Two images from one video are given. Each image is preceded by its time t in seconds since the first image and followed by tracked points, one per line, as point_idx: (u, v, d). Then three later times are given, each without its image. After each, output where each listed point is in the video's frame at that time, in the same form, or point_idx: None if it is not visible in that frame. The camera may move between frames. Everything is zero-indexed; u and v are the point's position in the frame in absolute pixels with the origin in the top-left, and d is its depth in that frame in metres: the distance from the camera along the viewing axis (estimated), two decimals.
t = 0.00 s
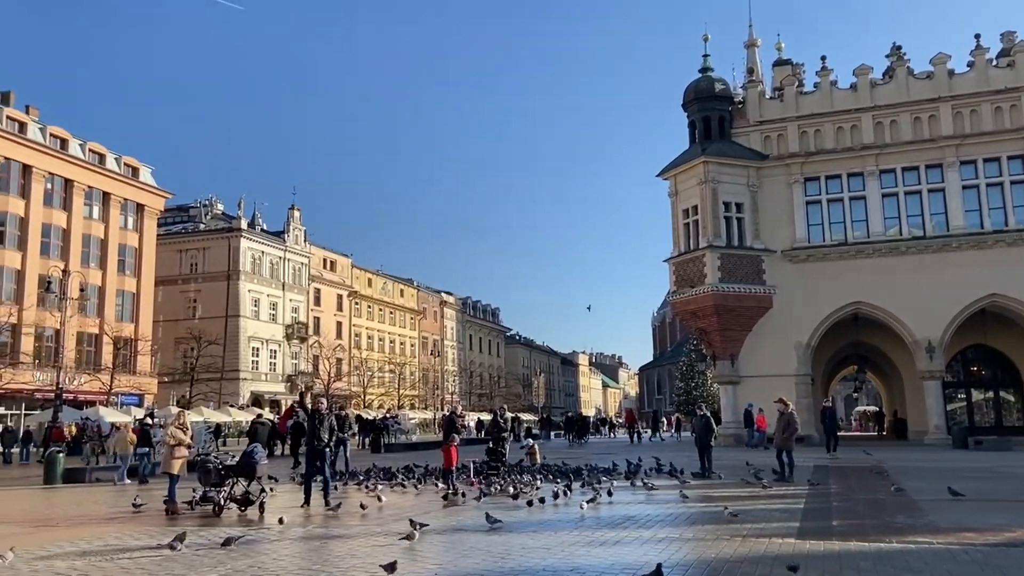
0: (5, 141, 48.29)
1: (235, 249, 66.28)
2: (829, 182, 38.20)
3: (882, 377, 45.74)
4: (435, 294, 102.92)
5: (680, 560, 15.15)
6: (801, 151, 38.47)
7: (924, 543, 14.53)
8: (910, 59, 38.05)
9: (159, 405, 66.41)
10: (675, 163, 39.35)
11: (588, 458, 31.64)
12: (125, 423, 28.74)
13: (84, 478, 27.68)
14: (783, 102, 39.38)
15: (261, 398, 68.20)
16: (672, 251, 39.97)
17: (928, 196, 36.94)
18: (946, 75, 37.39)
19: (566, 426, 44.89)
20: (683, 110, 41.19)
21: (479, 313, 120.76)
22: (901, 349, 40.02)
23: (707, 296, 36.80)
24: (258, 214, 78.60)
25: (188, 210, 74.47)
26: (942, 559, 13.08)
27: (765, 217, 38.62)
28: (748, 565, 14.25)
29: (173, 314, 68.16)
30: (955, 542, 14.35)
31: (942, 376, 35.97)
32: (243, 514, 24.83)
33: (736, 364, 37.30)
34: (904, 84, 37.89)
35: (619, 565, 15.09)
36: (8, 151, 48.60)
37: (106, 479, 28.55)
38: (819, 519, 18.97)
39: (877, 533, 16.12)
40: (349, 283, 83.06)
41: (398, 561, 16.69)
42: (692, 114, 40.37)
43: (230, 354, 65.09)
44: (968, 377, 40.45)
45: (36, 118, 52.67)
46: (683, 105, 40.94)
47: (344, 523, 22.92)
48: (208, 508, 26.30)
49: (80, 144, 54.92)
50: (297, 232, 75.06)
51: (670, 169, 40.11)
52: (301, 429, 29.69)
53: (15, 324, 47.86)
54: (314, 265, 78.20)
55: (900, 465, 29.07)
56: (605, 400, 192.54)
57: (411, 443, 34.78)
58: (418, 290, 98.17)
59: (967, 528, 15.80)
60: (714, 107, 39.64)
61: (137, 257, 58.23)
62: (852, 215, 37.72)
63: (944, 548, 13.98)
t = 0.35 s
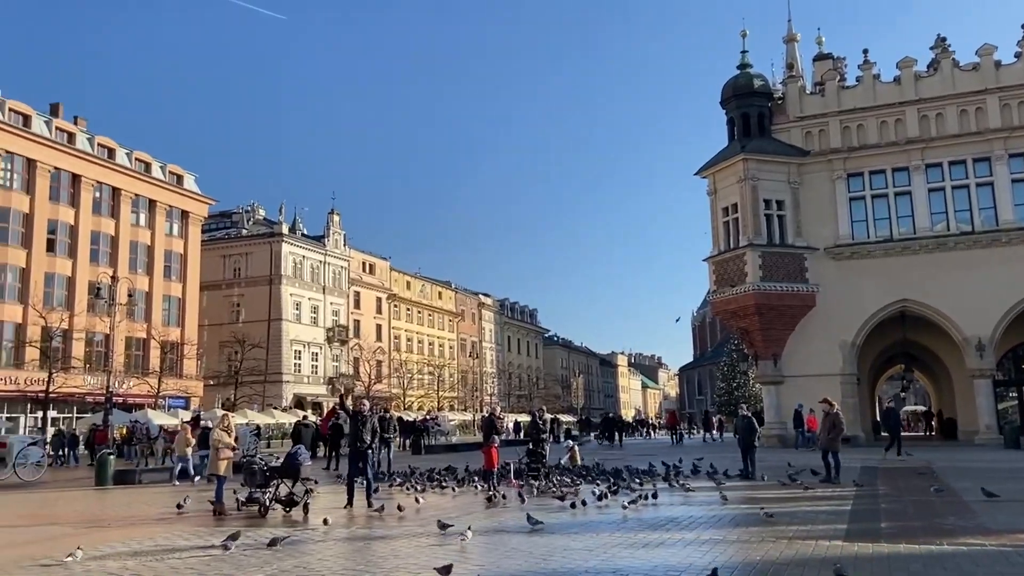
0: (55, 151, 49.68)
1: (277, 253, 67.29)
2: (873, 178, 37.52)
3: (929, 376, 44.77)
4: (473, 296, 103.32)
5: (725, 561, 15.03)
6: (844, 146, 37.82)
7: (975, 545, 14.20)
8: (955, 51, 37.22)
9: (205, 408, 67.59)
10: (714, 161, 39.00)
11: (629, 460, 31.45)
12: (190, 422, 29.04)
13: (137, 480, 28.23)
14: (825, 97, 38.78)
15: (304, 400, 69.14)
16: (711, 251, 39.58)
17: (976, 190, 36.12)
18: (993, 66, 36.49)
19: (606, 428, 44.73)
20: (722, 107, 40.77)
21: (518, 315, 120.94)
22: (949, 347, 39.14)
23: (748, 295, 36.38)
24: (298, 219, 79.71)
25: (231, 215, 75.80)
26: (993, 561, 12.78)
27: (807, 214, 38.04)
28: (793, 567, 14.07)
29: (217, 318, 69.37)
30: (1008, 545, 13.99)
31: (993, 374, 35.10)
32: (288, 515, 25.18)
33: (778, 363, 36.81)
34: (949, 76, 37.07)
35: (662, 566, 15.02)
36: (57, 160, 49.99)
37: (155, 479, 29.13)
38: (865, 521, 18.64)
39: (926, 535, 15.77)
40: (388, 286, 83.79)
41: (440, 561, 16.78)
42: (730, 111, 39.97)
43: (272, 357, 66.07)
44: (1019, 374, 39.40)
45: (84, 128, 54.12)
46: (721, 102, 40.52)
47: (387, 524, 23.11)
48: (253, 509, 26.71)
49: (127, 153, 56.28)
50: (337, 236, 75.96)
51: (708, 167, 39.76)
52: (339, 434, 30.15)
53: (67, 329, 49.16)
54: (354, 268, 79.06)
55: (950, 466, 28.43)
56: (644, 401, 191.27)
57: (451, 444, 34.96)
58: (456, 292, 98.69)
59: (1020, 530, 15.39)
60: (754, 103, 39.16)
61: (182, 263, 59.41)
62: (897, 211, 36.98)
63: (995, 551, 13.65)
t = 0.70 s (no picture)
0: (103, 159, 50.99)
1: (318, 256, 68.17)
2: (919, 172, 36.71)
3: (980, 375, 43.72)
4: (511, 296, 103.55)
5: (770, 563, 14.83)
6: (889, 140, 37.09)
7: None
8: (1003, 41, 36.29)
9: (250, 409, 68.38)
10: (754, 158, 38.53)
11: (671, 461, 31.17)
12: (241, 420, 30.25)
13: (185, 479, 28.71)
14: (868, 90, 38.09)
15: (345, 401, 69.89)
16: (753, 248, 39.10)
17: None
18: None
19: (646, 428, 44.38)
20: (762, 103, 40.26)
21: (556, 315, 120.88)
22: (1000, 345, 38.19)
23: (791, 294, 35.86)
24: (338, 222, 80.64)
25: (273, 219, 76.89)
26: None
27: (852, 210, 37.35)
28: (840, 570, 13.81)
29: (260, 321, 70.34)
30: None
31: None
32: (331, 514, 25.45)
33: (823, 363, 36.20)
34: (997, 68, 36.17)
35: (706, 567, 14.87)
36: (105, 168, 51.29)
37: (202, 479, 29.65)
38: (916, 523, 18.24)
39: (980, 536, 15.37)
40: (427, 288, 84.41)
41: (482, 561, 16.80)
42: (771, 107, 39.45)
43: (315, 359, 66.87)
44: None
45: (131, 136, 55.46)
46: (762, 97, 40.01)
47: (430, 524, 23.21)
48: (298, 508, 27.07)
49: (172, 159, 57.53)
50: (376, 238, 76.72)
51: (749, 164, 39.29)
52: (373, 435, 30.26)
53: (117, 332, 50.35)
54: (393, 270, 79.76)
55: (1001, 466, 27.66)
56: (685, 401, 189.79)
57: (490, 444, 35.06)
58: (495, 293, 98.98)
59: None
60: (795, 98, 38.61)
61: (226, 267, 60.52)
62: (945, 206, 36.15)
63: None
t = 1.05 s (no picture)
0: (158, 165, 52.36)
1: (364, 258, 68.98)
2: (976, 165, 35.64)
3: None
4: (556, 296, 103.46)
5: (824, 565, 14.53)
6: (944, 132, 36.10)
7: None
8: None
9: (300, 408, 69.48)
10: (804, 153, 37.87)
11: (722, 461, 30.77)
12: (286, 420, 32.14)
13: (238, 478, 29.32)
14: (922, 82, 37.15)
15: (393, 401, 70.58)
16: (803, 245, 38.43)
17: None
18: None
19: (695, 428, 43.93)
20: (812, 97, 39.53)
21: (602, 314, 120.43)
22: None
23: (844, 291, 35.17)
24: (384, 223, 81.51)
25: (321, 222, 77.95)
26: None
27: (906, 205, 36.44)
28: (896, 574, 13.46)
29: (309, 322, 71.39)
30: None
31: None
32: (381, 513, 25.70)
33: (877, 362, 35.41)
34: None
35: (757, 569, 14.62)
36: (159, 174, 52.66)
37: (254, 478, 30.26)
38: (977, 525, 17.68)
39: None
40: (472, 288, 84.82)
41: (530, 561, 16.79)
42: (820, 101, 38.74)
43: (362, 359, 67.72)
44: None
45: (184, 142, 56.82)
46: (811, 91, 39.30)
47: (478, 524, 23.24)
48: (348, 507, 27.41)
49: (223, 164, 58.80)
50: (421, 240, 77.32)
51: (798, 159, 38.65)
52: (417, 434, 30.37)
53: (172, 334, 51.64)
54: (438, 270, 80.28)
55: None
56: (734, 401, 187.42)
57: (536, 444, 35.07)
58: (540, 293, 98.99)
59: None
60: (845, 91, 37.84)
61: (276, 269, 61.61)
62: (1004, 199, 35.04)
63: None
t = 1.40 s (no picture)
0: (207, 169, 53.45)
1: (408, 258, 69.56)
2: None
3: None
4: (599, 295, 103.17)
5: (876, 568, 14.22)
6: (998, 124, 35.08)
7: None
8: None
9: (346, 407, 70.40)
10: (853, 147, 37.16)
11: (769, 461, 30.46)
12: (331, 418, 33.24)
13: (286, 476, 29.82)
14: (975, 73, 36.21)
15: (437, 400, 71.08)
16: (852, 241, 37.68)
17: None
18: None
19: (742, 428, 43.45)
20: (860, 90, 38.69)
21: (646, 313, 119.84)
22: None
23: (895, 288, 34.41)
24: (426, 224, 82.08)
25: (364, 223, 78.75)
26: None
27: (959, 199, 35.48)
28: None
29: (353, 321, 72.20)
30: None
31: None
32: (427, 511, 25.88)
33: (930, 360, 34.63)
34: None
35: (806, 571, 14.36)
36: (209, 177, 53.75)
37: (301, 476, 30.73)
38: None
39: None
40: (514, 287, 85.00)
41: (575, 560, 16.75)
42: (870, 94, 37.89)
43: (406, 358, 68.35)
44: None
45: (232, 146, 57.88)
46: (860, 84, 38.48)
47: (521, 523, 23.25)
48: (394, 505, 27.65)
49: (269, 167, 59.77)
50: (464, 239, 77.67)
51: (847, 153, 37.92)
52: (459, 434, 30.49)
53: (222, 334, 52.72)
54: (480, 270, 80.54)
55: None
56: (782, 400, 184.79)
57: (579, 443, 35.04)
58: (583, 292, 98.79)
59: None
60: (895, 84, 36.95)
61: (322, 270, 62.47)
62: None
63: None
